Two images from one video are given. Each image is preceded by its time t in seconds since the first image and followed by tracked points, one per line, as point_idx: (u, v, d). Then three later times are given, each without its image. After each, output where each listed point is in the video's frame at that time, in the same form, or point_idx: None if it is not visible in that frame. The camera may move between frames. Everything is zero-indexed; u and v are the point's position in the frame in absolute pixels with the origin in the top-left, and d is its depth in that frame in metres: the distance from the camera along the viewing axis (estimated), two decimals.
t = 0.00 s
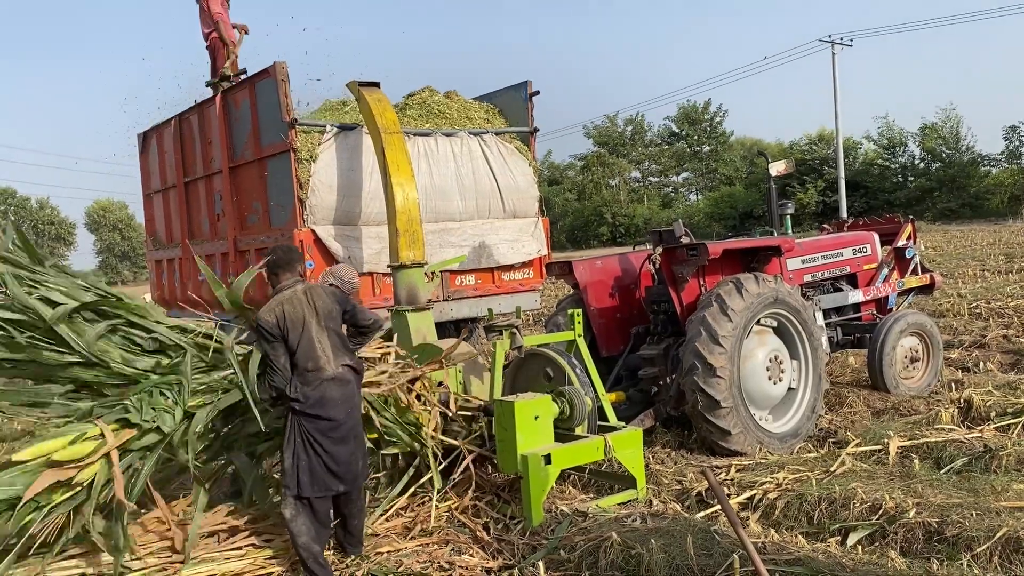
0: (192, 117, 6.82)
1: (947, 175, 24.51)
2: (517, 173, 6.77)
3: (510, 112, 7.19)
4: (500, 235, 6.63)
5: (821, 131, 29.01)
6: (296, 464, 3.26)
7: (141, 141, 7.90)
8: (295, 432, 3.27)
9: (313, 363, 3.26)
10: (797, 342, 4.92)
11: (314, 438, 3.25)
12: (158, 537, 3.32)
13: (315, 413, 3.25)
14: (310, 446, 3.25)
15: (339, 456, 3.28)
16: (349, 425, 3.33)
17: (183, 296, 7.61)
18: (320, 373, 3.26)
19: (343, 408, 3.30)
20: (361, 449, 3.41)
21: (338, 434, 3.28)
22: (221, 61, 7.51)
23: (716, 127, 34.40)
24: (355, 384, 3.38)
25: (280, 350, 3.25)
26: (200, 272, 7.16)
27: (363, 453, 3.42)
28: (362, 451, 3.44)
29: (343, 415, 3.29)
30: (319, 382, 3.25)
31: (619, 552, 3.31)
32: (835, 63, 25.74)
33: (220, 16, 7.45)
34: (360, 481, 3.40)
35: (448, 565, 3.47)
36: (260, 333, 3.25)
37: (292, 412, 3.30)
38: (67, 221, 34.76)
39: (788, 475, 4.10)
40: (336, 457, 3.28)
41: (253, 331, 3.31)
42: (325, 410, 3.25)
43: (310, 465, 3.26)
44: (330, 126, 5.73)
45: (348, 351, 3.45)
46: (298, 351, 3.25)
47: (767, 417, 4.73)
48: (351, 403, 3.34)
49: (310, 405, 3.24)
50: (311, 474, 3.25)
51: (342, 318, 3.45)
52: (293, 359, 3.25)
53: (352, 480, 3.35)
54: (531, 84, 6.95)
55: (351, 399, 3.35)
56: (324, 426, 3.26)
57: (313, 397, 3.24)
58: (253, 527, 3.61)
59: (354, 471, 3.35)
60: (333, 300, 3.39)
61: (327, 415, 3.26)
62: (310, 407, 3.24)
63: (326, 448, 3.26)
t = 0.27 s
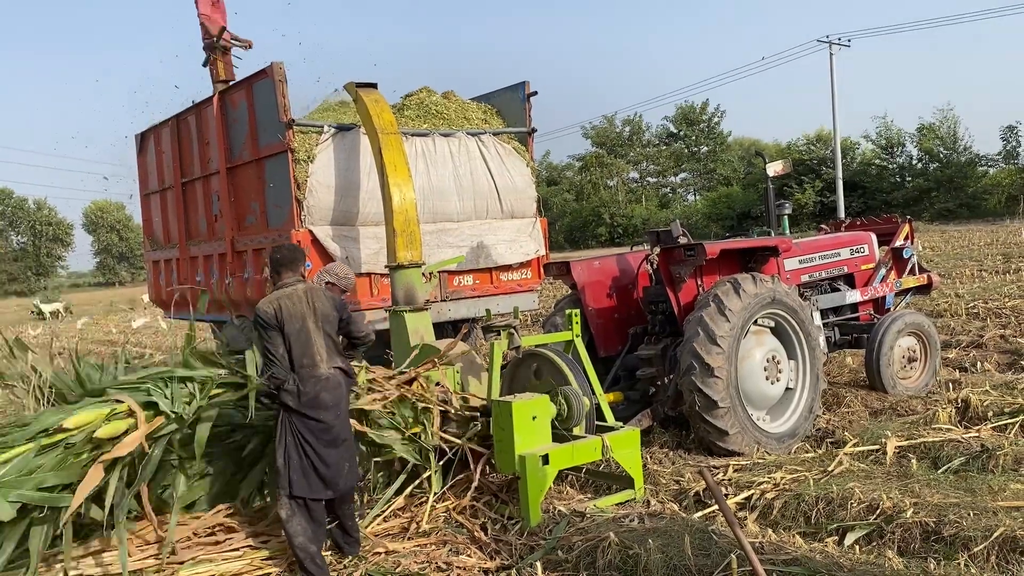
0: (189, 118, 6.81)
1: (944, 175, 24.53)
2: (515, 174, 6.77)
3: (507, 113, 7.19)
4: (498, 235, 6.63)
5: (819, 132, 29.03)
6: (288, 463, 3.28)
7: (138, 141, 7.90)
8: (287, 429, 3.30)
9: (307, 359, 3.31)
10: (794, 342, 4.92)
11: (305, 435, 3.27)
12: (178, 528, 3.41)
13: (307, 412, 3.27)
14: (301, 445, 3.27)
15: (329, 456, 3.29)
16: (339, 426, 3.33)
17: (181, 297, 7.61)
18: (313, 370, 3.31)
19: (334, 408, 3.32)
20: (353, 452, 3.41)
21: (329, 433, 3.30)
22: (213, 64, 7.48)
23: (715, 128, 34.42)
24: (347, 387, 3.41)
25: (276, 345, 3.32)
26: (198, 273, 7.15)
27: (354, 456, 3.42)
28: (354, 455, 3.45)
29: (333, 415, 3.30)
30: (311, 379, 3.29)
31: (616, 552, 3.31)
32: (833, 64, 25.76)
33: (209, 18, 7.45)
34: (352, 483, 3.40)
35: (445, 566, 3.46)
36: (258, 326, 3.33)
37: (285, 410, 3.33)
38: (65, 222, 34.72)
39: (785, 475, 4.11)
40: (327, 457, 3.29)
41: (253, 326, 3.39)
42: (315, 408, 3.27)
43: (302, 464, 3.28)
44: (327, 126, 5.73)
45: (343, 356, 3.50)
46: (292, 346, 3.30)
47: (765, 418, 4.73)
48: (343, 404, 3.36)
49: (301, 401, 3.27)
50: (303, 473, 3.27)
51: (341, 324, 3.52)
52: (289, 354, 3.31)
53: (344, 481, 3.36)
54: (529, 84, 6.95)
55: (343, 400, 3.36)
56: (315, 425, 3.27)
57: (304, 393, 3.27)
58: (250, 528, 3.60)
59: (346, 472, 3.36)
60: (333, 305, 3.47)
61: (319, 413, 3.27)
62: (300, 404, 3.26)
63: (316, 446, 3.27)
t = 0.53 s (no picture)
0: (186, 119, 6.80)
1: (940, 177, 24.58)
2: (512, 175, 6.77)
3: (504, 114, 7.19)
4: (494, 236, 6.63)
5: (816, 133, 29.07)
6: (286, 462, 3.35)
7: (135, 142, 7.88)
8: (285, 427, 3.37)
9: (307, 358, 3.40)
10: (790, 344, 4.93)
11: (304, 433, 3.35)
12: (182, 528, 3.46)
13: (305, 413, 3.35)
14: (299, 443, 3.34)
15: (326, 455, 3.38)
16: (336, 425, 3.43)
17: (177, 298, 7.59)
18: (313, 369, 3.39)
19: (332, 408, 3.41)
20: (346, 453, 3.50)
21: (326, 433, 3.39)
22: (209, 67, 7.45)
23: (711, 129, 34.46)
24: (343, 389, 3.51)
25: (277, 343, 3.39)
26: (194, 275, 7.14)
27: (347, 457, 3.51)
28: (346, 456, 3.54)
29: (330, 414, 3.40)
30: (311, 378, 3.38)
31: (613, 553, 3.31)
32: (829, 66, 25.81)
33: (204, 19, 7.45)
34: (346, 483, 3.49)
35: (442, 568, 3.46)
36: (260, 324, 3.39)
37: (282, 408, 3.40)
38: (60, 222, 34.65)
39: (781, 476, 4.11)
40: (323, 456, 3.37)
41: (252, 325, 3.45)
42: (314, 406, 3.36)
43: (300, 462, 3.35)
44: (324, 127, 5.72)
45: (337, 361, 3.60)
46: (294, 345, 3.38)
47: (761, 419, 4.74)
48: (340, 405, 3.45)
49: (300, 399, 3.35)
50: (300, 472, 3.34)
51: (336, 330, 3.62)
52: (289, 352, 3.38)
53: (339, 480, 3.44)
54: (525, 86, 6.96)
55: (340, 401, 3.46)
56: (313, 423, 3.36)
57: (304, 391, 3.35)
58: (246, 531, 3.59)
59: (341, 471, 3.44)
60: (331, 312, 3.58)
61: (317, 414, 3.36)
62: (300, 402, 3.34)
63: (314, 444, 3.35)
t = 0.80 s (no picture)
0: (181, 120, 6.78)
1: (935, 179, 24.63)
2: (508, 177, 6.76)
3: (500, 116, 7.19)
4: (490, 238, 6.63)
5: (812, 135, 29.10)
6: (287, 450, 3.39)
7: (130, 143, 7.87)
8: (287, 416, 3.42)
9: (310, 350, 3.47)
10: (786, 346, 4.93)
11: (305, 422, 3.40)
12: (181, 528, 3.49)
13: (307, 401, 3.41)
14: (300, 432, 3.39)
15: (327, 445, 3.42)
16: (337, 418, 3.47)
17: (172, 300, 7.58)
18: (315, 361, 3.47)
19: (334, 400, 3.46)
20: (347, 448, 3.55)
21: (327, 423, 3.43)
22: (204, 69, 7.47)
23: (707, 131, 34.50)
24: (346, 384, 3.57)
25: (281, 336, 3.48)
26: (189, 276, 7.13)
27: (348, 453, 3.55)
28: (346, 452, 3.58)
29: (332, 405, 3.45)
30: (314, 369, 3.45)
31: (608, 556, 3.31)
32: (825, 68, 25.84)
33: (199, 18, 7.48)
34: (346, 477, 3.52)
35: (437, 570, 3.45)
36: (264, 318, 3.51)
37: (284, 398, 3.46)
38: (55, 224, 34.57)
39: (776, 478, 4.11)
40: (323, 446, 3.41)
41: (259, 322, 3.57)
42: (316, 396, 3.42)
43: (300, 451, 3.39)
44: (319, 129, 5.72)
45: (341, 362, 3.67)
46: (297, 337, 3.46)
47: (756, 421, 4.74)
48: (342, 398, 3.51)
49: (302, 388, 3.41)
50: (301, 460, 3.38)
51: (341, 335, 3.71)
52: (292, 343, 3.46)
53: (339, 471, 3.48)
54: (521, 87, 6.95)
55: (342, 395, 3.51)
56: (315, 413, 3.41)
57: (305, 380, 3.42)
58: (241, 534, 3.58)
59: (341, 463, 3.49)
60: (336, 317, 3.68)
61: (318, 403, 3.42)
62: (303, 391, 3.40)
63: (315, 433, 3.40)
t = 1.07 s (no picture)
0: (175, 121, 6.77)
1: (930, 181, 24.70)
2: (503, 178, 6.76)
3: (495, 117, 7.19)
4: (485, 239, 6.62)
5: (807, 137, 29.16)
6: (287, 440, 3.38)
7: (124, 144, 7.85)
8: (285, 407, 3.41)
9: (309, 342, 3.48)
10: (780, 347, 4.93)
11: (305, 412, 3.39)
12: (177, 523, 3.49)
13: (304, 391, 3.40)
14: (299, 422, 3.38)
15: (326, 436, 3.41)
16: (336, 409, 3.46)
17: (166, 301, 7.56)
18: (313, 353, 3.47)
19: (333, 391, 3.45)
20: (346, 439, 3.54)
21: (325, 413, 3.42)
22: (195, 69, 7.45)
23: (702, 133, 34.55)
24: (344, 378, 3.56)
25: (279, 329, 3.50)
26: (183, 277, 7.11)
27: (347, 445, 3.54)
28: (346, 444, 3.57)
29: (330, 396, 3.44)
30: (312, 360, 3.45)
31: (602, 557, 3.31)
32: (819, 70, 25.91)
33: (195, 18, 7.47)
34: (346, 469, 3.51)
35: (431, 572, 3.44)
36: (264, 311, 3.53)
37: (283, 390, 3.45)
38: (49, 224, 34.47)
39: (771, 480, 4.11)
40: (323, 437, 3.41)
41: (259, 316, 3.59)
42: (314, 387, 3.41)
43: (300, 442, 3.38)
44: (314, 130, 5.71)
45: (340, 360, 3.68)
46: (295, 329, 3.47)
47: (750, 422, 4.75)
48: (340, 391, 3.50)
49: (300, 378, 3.40)
50: (301, 450, 3.37)
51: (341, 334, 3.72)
52: (290, 336, 3.47)
53: (338, 462, 3.47)
54: (516, 89, 6.96)
55: (341, 387, 3.51)
56: (313, 403, 3.40)
57: (303, 371, 3.42)
58: (234, 536, 3.58)
59: (341, 455, 3.48)
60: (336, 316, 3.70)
61: (316, 394, 3.41)
62: (301, 381, 3.40)
63: (314, 423, 3.39)
